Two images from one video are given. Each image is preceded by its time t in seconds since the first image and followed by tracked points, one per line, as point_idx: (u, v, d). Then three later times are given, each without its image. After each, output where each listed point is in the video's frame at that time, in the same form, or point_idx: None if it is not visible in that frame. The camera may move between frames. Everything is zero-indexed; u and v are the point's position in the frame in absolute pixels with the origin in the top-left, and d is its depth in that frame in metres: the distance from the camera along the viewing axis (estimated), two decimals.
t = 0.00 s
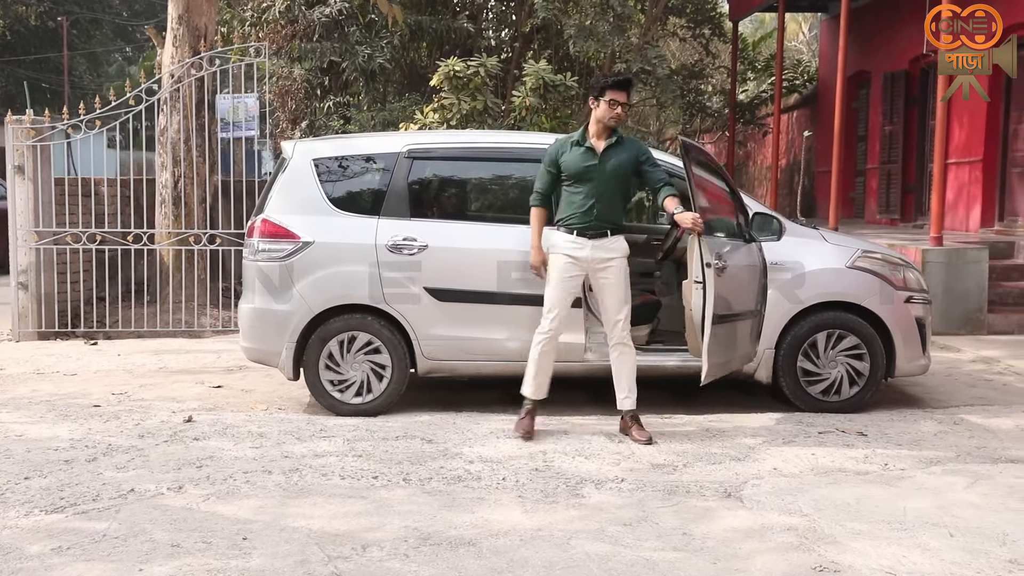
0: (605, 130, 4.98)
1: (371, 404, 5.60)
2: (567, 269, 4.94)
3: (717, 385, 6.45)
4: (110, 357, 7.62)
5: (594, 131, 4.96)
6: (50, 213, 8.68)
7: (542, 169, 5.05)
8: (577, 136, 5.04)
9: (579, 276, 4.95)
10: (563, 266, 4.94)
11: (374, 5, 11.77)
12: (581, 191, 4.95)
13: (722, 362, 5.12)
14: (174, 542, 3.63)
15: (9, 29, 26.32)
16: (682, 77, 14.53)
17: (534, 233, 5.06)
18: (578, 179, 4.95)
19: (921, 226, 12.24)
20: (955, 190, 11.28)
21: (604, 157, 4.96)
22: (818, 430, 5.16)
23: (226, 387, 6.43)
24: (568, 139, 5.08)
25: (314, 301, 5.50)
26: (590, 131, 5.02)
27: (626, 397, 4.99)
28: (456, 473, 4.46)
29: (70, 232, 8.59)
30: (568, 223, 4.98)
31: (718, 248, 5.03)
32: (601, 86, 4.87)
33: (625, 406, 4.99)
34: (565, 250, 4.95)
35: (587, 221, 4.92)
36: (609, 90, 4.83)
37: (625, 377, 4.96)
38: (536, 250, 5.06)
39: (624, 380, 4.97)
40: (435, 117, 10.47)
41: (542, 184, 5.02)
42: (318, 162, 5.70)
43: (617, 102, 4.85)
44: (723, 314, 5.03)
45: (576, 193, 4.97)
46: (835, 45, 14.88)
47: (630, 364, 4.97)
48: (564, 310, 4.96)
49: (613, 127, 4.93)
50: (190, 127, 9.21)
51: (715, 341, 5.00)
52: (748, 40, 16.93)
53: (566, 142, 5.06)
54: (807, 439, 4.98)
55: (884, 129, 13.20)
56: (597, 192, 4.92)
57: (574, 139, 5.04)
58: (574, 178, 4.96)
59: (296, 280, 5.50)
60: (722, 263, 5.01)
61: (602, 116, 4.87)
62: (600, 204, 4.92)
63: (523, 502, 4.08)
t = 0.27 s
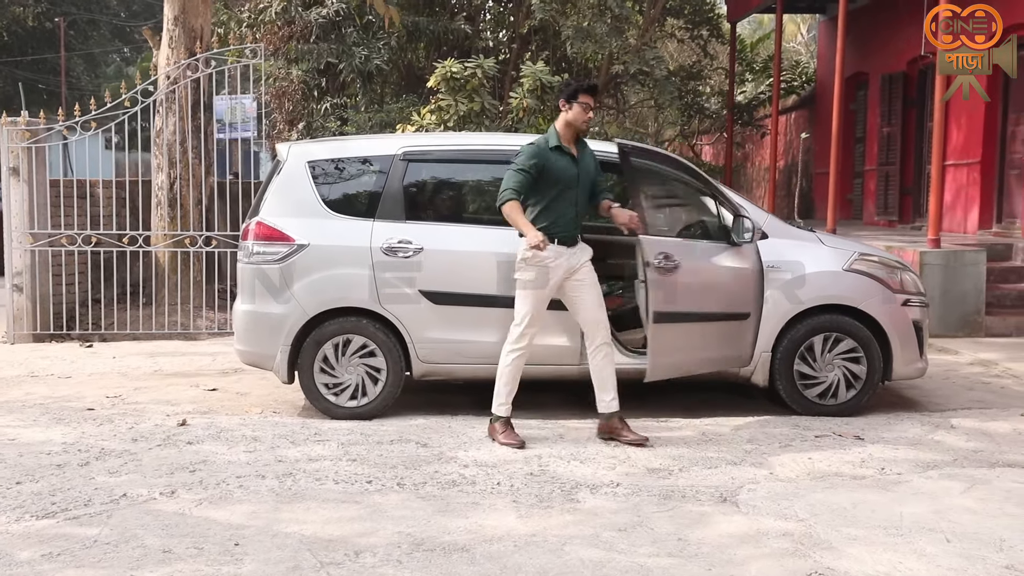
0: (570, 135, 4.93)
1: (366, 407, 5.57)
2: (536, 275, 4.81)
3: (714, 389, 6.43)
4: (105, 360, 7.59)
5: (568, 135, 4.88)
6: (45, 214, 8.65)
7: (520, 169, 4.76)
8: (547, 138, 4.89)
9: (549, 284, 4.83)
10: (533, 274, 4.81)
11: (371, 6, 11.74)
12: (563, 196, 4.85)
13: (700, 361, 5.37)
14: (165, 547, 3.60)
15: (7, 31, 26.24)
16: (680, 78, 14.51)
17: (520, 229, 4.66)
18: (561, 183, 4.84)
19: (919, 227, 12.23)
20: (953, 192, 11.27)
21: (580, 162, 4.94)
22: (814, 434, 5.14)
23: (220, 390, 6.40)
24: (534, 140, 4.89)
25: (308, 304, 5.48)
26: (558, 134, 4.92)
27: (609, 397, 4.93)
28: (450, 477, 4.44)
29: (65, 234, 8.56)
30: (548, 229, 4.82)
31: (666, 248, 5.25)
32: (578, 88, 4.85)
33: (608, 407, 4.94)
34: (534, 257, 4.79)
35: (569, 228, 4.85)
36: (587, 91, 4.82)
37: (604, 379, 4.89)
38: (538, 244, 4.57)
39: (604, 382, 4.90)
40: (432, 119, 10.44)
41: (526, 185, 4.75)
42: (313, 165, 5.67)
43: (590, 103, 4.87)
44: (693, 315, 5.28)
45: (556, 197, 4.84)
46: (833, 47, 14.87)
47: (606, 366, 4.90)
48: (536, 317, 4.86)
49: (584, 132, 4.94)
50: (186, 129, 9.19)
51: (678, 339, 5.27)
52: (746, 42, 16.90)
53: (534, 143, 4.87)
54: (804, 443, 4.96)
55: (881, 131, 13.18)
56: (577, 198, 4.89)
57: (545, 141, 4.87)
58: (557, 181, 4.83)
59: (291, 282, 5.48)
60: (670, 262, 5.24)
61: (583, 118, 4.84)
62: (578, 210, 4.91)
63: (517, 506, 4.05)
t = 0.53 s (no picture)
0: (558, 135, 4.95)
1: (360, 409, 5.54)
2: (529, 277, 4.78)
3: (709, 391, 6.40)
4: (99, 362, 7.56)
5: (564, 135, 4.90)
6: (40, 215, 8.62)
7: (542, 173, 4.67)
8: (547, 137, 4.84)
9: (544, 285, 4.80)
10: (530, 275, 4.77)
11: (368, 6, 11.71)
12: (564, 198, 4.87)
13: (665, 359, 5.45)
14: (155, 552, 3.57)
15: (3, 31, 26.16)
16: (678, 78, 14.49)
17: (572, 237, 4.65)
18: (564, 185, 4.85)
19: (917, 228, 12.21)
20: (951, 192, 11.24)
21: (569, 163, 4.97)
22: (810, 437, 5.12)
23: (214, 392, 6.37)
24: (538, 140, 4.81)
25: (302, 306, 5.45)
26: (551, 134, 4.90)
27: (568, 390, 5.02)
28: (444, 481, 4.41)
29: (59, 235, 8.52)
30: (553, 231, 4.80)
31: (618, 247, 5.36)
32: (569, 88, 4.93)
33: (559, 398, 5.03)
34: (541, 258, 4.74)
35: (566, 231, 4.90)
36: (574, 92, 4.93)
37: (566, 373, 4.95)
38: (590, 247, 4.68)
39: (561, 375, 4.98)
40: (429, 119, 10.41)
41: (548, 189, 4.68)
42: (308, 166, 5.64)
43: (577, 104, 4.98)
44: (656, 312, 5.38)
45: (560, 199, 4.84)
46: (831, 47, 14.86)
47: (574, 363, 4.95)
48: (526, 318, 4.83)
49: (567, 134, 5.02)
50: (181, 129, 9.16)
51: (633, 333, 5.41)
52: (743, 42, 16.86)
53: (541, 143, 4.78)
54: (799, 446, 4.93)
55: (879, 131, 13.15)
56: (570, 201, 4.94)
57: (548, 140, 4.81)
58: (562, 184, 4.84)
59: (284, 284, 5.44)
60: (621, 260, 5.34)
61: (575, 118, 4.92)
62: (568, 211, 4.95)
63: (511, 510, 4.03)
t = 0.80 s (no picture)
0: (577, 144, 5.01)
1: (358, 411, 5.53)
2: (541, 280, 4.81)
3: (707, 393, 6.39)
4: (96, 363, 7.54)
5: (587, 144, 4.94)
6: (36, 217, 8.60)
7: (578, 183, 4.69)
8: (575, 145, 4.85)
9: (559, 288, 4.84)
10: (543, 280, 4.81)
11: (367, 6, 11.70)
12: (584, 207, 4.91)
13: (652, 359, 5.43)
14: (150, 556, 3.55)
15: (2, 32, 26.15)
16: (676, 79, 14.47)
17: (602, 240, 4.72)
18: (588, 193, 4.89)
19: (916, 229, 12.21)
20: (949, 194, 11.22)
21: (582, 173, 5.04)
22: (808, 439, 5.10)
23: (211, 394, 6.36)
24: (569, 147, 4.80)
25: (299, 308, 5.43)
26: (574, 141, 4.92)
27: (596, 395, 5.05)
28: (440, 484, 4.39)
29: (56, 236, 8.51)
30: (575, 239, 4.84)
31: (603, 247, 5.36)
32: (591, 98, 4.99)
33: (595, 402, 5.06)
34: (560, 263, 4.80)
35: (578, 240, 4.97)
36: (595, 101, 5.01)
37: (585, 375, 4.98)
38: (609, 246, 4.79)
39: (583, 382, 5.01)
40: (427, 120, 10.39)
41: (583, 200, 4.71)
42: (304, 168, 5.63)
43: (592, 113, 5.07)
44: (651, 312, 5.36)
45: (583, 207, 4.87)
46: (829, 48, 14.85)
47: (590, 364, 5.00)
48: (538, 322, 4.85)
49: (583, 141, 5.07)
50: (179, 130, 9.14)
51: (625, 333, 5.39)
52: (742, 43, 16.85)
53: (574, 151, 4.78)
54: (797, 449, 4.92)
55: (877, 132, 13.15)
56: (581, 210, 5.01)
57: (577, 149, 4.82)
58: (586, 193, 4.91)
59: (281, 286, 5.43)
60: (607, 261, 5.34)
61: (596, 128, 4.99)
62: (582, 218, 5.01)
63: (508, 514, 4.01)
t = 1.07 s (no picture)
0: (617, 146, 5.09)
1: (356, 413, 5.52)
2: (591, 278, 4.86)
3: (706, 395, 6.39)
4: (94, 365, 7.53)
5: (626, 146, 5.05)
6: (34, 218, 8.59)
7: (618, 183, 4.79)
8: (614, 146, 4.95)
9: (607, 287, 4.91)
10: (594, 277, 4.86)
11: (366, 7, 11.69)
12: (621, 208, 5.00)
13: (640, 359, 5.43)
14: (147, 558, 3.54)
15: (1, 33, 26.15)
16: (675, 81, 14.48)
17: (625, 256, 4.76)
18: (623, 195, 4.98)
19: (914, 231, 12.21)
20: (948, 196, 11.22)
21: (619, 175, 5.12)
22: (806, 442, 5.10)
23: (209, 396, 6.35)
24: (610, 148, 4.91)
25: (297, 310, 5.43)
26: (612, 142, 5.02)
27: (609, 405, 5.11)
28: (438, 486, 4.38)
29: (55, 238, 8.50)
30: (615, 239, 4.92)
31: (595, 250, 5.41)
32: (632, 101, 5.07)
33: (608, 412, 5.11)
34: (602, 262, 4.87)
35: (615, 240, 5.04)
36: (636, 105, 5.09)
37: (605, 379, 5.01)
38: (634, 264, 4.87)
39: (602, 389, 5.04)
40: (426, 122, 10.40)
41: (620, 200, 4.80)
42: (302, 170, 5.62)
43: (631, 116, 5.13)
44: (652, 313, 5.37)
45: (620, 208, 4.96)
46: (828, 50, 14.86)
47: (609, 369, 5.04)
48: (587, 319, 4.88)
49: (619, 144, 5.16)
50: (177, 132, 9.13)
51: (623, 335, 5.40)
52: (741, 45, 16.86)
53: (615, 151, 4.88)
54: (795, 451, 4.92)
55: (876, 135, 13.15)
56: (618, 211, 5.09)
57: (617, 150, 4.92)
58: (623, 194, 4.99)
59: (279, 287, 5.42)
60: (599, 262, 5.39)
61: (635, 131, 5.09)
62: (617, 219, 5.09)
63: (505, 516, 4.00)
